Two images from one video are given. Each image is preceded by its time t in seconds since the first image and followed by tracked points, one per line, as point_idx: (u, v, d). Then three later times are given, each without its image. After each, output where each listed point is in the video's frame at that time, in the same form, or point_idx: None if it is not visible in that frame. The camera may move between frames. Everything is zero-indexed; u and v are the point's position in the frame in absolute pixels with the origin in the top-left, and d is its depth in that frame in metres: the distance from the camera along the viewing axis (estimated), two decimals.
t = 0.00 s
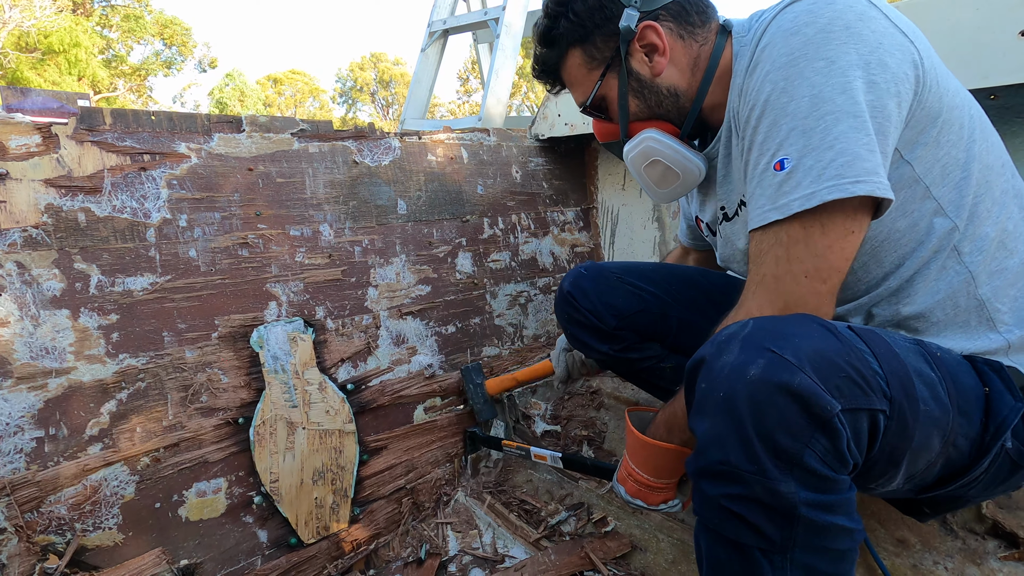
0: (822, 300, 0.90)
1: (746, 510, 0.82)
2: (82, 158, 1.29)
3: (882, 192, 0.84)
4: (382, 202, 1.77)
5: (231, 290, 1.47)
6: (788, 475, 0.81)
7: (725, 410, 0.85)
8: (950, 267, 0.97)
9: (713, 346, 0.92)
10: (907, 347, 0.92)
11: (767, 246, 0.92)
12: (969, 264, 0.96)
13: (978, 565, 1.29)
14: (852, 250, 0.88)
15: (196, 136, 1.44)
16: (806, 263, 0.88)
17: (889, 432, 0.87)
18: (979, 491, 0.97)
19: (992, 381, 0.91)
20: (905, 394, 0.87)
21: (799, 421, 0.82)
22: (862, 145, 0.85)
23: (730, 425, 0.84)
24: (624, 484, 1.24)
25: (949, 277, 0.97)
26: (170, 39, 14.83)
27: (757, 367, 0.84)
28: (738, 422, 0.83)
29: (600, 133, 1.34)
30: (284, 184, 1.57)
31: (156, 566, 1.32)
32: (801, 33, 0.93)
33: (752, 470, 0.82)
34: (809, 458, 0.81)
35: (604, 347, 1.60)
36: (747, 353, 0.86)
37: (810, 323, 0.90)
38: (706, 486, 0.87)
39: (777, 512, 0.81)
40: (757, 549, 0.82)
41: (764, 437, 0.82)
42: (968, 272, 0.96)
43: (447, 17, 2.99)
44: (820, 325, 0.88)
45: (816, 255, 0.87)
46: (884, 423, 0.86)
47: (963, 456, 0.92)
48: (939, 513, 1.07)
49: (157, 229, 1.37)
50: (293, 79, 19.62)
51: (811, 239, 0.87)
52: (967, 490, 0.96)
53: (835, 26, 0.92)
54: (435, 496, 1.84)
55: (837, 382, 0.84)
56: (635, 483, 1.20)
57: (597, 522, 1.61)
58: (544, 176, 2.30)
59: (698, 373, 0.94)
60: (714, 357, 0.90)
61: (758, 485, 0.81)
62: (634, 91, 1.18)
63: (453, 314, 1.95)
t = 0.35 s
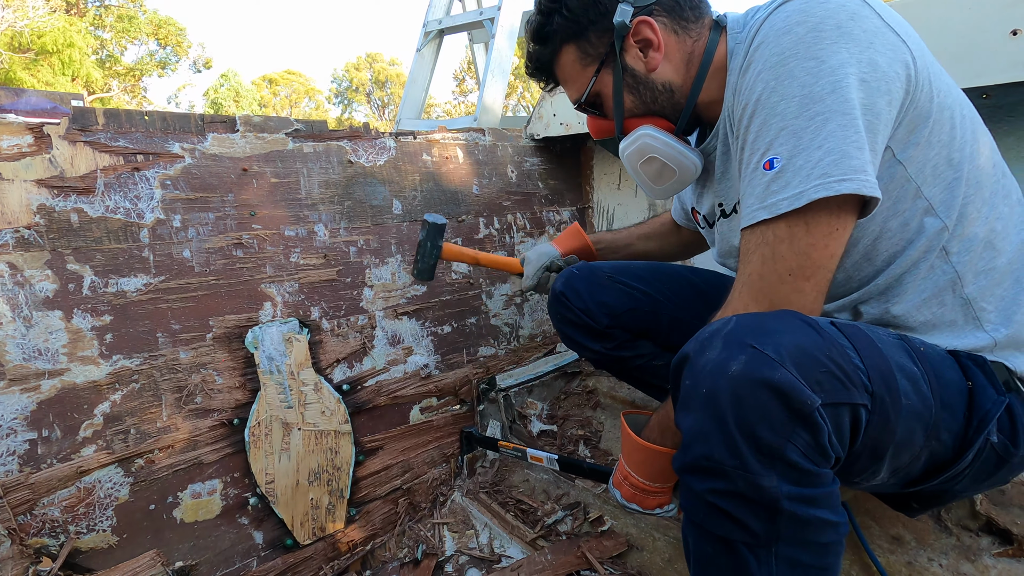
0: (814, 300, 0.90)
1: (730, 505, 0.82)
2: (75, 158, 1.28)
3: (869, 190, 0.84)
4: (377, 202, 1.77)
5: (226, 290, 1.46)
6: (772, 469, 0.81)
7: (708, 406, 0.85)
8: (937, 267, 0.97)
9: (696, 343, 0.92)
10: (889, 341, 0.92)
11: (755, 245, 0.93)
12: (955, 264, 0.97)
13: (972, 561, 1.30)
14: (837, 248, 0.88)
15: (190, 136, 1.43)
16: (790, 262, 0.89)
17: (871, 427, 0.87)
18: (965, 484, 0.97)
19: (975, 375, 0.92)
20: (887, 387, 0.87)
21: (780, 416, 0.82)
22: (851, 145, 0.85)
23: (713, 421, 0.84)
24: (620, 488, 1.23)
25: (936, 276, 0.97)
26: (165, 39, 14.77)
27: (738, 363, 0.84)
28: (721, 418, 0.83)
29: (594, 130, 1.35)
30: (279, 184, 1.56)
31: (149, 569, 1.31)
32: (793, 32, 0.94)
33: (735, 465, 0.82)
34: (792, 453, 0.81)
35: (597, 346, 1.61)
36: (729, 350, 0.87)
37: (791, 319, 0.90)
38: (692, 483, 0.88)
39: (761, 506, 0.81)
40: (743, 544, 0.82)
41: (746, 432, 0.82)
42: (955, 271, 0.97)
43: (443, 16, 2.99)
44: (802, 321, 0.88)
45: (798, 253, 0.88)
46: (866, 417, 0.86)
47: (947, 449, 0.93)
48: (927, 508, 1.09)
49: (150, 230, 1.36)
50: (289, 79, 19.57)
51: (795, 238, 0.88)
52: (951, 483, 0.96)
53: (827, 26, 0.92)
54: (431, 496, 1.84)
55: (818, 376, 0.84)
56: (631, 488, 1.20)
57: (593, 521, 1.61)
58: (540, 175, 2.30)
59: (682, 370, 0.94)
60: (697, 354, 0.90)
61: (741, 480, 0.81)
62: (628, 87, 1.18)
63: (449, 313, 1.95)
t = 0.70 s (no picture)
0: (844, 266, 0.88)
1: (762, 525, 0.83)
2: (70, 159, 1.28)
3: (912, 149, 0.85)
4: (374, 202, 1.77)
5: (223, 291, 1.45)
6: (805, 488, 0.81)
7: (739, 423, 0.84)
8: (958, 255, 0.98)
9: (723, 354, 0.91)
10: (915, 347, 0.92)
11: (791, 216, 0.92)
12: (977, 252, 0.97)
13: (971, 560, 1.30)
14: (878, 215, 0.88)
15: (187, 136, 1.43)
16: (834, 233, 0.87)
17: (901, 436, 0.87)
18: (980, 483, 0.99)
19: (993, 375, 0.92)
20: (917, 396, 0.87)
21: (815, 432, 0.81)
22: (894, 103, 0.85)
23: (744, 439, 0.84)
24: (610, 413, 1.27)
25: (957, 264, 0.98)
26: (160, 39, 14.71)
27: (771, 378, 0.83)
28: (753, 435, 0.83)
29: (604, 120, 1.35)
30: (276, 184, 1.56)
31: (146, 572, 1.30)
32: None
33: (768, 484, 0.82)
34: (826, 470, 0.81)
35: (592, 354, 1.64)
36: (759, 362, 0.86)
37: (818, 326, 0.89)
38: (720, 501, 0.87)
39: (792, 526, 0.81)
40: (771, 563, 0.83)
41: (780, 450, 0.82)
42: (975, 260, 0.97)
43: (440, 16, 2.99)
44: (829, 330, 0.88)
45: (841, 222, 0.87)
46: (896, 427, 0.86)
47: (968, 453, 0.94)
48: (937, 504, 1.08)
49: (147, 231, 1.36)
50: (285, 79, 19.52)
51: (838, 207, 0.87)
52: (968, 485, 0.98)
53: None
54: (430, 497, 1.83)
55: (851, 389, 0.83)
56: (621, 408, 1.23)
57: (592, 521, 1.61)
58: (537, 175, 2.30)
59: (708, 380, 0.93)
60: (724, 366, 0.89)
61: (775, 499, 0.81)
62: (642, 73, 1.18)
63: (447, 314, 1.94)
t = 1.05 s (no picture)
0: (868, 234, 0.86)
1: (726, 539, 0.84)
2: (66, 160, 1.28)
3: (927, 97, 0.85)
4: (371, 203, 1.77)
5: (219, 293, 1.46)
6: (764, 501, 0.81)
7: (694, 439, 0.85)
8: (944, 237, 0.98)
9: (678, 370, 0.92)
10: (873, 351, 0.92)
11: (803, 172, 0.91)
12: (963, 236, 0.97)
13: (964, 557, 1.31)
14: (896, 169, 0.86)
15: (183, 138, 1.42)
16: (848, 181, 0.86)
17: (862, 441, 0.87)
18: (956, 481, 0.99)
19: (957, 374, 0.93)
20: (874, 399, 0.87)
21: (769, 444, 0.82)
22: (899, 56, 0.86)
23: (701, 454, 0.84)
24: (642, 447, 1.33)
25: (941, 247, 0.98)
26: (156, 39, 14.66)
27: (722, 393, 0.84)
28: (709, 451, 0.84)
29: (613, 82, 1.36)
30: (273, 186, 1.56)
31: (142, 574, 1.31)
32: None
33: (726, 500, 0.83)
34: (783, 481, 0.81)
35: (578, 354, 1.64)
36: (711, 378, 0.87)
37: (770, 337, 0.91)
38: (684, 517, 0.88)
39: (755, 539, 0.82)
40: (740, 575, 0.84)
41: (737, 465, 0.82)
42: (961, 244, 0.97)
43: (436, 17, 2.99)
44: (782, 339, 0.89)
45: (858, 170, 0.85)
46: (855, 432, 0.86)
47: (937, 453, 0.94)
48: (912, 504, 1.08)
49: (143, 233, 1.36)
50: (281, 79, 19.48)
51: (856, 153, 0.86)
52: (942, 483, 0.98)
53: None
54: (426, 498, 1.83)
55: (804, 398, 0.84)
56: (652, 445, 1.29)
57: (589, 521, 1.62)
58: (534, 176, 2.30)
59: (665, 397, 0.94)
60: (679, 382, 0.91)
61: (734, 515, 0.82)
62: (654, 38, 1.19)
63: (444, 315, 1.95)
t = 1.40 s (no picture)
0: (788, 276, 0.88)
1: (725, 526, 0.83)
2: (63, 161, 1.27)
3: (840, 147, 0.83)
4: (370, 204, 1.77)
5: (217, 294, 1.45)
6: (764, 490, 0.82)
7: (698, 426, 0.85)
8: (925, 247, 0.98)
9: (685, 357, 0.91)
10: (879, 348, 0.93)
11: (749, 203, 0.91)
12: (944, 244, 0.97)
13: (964, 557, 1.31)
14: (811, 213, 0.86)
15: (180, 138, 1.42)
16: (763, 227, 0.86)
17: (866, 437, 0.87)
18: (956, 485, 0.98)
19: (965, 377, 0.92)
20: (879, 396, 0.87)
21: (773, 435, 0.82)
22: (821, 106, 0.84)
23: (705, 441, 0.84)
24: (597, 459, 1.25)
25: (925, 257, 0.98)
26: (153, 40, 14.62)
27: (728, 382, 0.84)
28: (712, 438, 0.83)
29: (579, 120, 1.37)
30: (271, 186, 1.56)
31: None
32: (763, 15, 0.95)
33: (727, 487, 0.83)
34: (784, 472, 0.81)
35: (583, 349, 1.64)
36: (718, 367, 0.86)
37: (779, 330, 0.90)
38: (684, 503, 0.88)
39: (754, 528, 0.82)
40: (738, 564, 0.83)
41: (739, 453, 0.82)
42: (944, 252, 0.97)
43: (434, 17, 2.98)
44: (790, 333, 0.88)
45: (771, 218, 0.86)
46: (860, 428, 0.86)
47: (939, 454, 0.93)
48: (917, 508, 1.08)
49: (141, 233, 1.35)
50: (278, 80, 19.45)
51: (767, 203, 0.86)
52: (941, 485, 0.98)
53: (795, 8, 0.93)
54: (426, 499, 1.83)
55: (810, 392, 0.83)
56: (607, 460, 1.22)
57: (589, 521, 1.61)
58: (532, 176, 2.30)
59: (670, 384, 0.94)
60: (686, 369, 0.90)
61: (734, 501, 0.82)
62: (614, 80, 1.20)
63: (442, 315, 1.94)
